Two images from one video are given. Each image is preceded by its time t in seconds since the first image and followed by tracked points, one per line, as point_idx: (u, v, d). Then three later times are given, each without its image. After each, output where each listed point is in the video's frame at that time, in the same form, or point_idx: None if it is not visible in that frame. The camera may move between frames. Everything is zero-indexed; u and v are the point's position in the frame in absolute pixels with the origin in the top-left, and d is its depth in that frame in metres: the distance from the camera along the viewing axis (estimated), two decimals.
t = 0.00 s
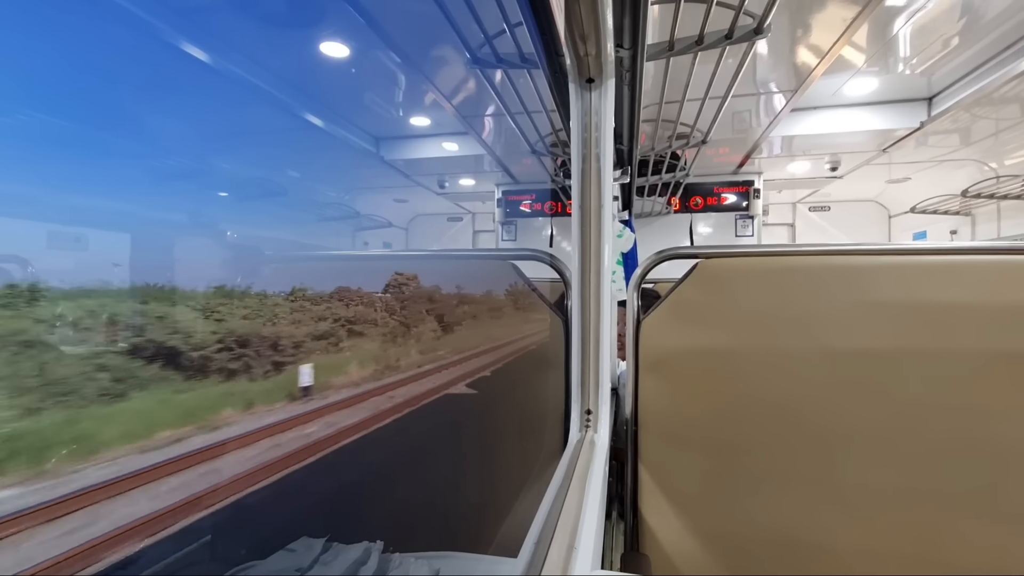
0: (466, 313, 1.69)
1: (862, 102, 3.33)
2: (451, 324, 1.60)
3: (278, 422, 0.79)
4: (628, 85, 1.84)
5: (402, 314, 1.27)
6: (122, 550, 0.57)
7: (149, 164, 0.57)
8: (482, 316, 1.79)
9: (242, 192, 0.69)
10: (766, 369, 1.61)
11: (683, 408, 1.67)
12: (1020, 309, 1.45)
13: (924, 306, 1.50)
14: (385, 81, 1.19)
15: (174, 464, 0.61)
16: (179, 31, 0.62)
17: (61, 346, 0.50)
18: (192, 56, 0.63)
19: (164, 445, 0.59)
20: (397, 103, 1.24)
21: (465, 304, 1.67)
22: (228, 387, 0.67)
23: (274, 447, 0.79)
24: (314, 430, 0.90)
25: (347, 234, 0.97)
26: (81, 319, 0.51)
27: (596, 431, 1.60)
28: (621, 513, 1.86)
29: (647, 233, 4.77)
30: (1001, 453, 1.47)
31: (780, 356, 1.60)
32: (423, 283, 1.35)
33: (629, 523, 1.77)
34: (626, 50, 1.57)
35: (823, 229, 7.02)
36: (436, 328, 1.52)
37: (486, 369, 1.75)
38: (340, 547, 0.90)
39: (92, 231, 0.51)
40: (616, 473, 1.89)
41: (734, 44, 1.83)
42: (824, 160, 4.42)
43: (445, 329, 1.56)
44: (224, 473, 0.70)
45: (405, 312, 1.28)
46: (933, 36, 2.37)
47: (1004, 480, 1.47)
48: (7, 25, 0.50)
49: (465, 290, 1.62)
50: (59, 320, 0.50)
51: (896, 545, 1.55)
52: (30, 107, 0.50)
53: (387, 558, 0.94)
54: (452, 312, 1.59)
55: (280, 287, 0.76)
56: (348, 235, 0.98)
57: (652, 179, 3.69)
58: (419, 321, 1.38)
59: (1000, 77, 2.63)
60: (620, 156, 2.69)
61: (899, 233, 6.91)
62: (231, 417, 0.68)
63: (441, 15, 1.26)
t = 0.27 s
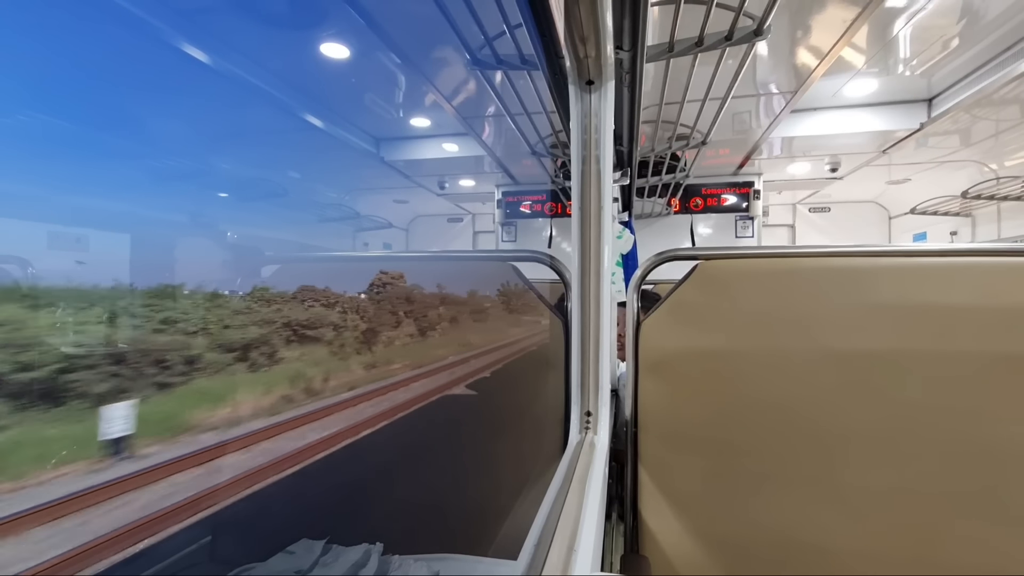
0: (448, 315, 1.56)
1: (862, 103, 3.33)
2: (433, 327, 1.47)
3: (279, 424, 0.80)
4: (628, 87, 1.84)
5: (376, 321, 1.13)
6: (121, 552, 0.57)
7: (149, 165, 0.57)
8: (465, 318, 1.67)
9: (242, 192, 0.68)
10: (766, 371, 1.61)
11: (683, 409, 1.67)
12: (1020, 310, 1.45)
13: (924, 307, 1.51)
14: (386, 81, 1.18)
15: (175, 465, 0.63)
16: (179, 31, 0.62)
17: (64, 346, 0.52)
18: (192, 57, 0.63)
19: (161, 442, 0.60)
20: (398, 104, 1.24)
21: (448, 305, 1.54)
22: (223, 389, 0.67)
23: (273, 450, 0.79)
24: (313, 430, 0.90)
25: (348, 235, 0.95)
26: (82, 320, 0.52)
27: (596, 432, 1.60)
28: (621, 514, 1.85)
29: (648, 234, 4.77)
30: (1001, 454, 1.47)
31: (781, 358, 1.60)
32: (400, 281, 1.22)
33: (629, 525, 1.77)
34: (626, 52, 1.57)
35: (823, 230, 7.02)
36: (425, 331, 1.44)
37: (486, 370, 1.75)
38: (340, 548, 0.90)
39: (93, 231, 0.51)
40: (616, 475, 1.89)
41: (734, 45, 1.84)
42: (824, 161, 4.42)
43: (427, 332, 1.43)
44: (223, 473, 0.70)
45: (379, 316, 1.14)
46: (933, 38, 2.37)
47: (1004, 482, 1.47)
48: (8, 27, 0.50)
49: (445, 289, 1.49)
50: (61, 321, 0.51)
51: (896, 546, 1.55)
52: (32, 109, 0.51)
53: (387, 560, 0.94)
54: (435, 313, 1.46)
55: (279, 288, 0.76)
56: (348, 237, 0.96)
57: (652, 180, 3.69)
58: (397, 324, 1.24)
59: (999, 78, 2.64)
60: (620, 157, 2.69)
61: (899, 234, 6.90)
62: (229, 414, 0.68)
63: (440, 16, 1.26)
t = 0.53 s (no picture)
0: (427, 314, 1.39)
1: (863, 103, 3.32)
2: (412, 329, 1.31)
3: (281, 423, 0.79)
4: (628, 87, 1.84)
5: (343, 330, 0.96)
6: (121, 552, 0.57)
7: (151, 164, 0.57)
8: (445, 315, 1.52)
9: (243, 192, 0.68)
10: (766, 371, 1.61)
11: (683, 409, 1.67)
12: (1020, 310, 1.45)
13: (924, 307, 1.50)
14: (387, 81, 1.18)
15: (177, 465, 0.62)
16: (179, 31, 0.62)
17: (63, 344, 0.49)
18: (193, 57, 0.63)
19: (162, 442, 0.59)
20: (398, 104, 1.24)
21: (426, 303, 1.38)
22: (226, 389, 0.67)
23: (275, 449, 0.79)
24: (314, 430, 0.90)
25: (348, 235, 0.95)
26: (82, 321, 0.50)
27: (597, 432, 1.60)
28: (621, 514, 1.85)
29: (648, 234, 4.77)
30: (1001, 454, 1.47)
31: (781, 358, 1.60)
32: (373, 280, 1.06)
33: (629, 525, 1.76)
34: (626, 52, 1.58)
35: (823, 230, 7.01)
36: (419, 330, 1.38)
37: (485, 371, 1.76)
38: (340, 548, 0.90)
39: (94, 231, 0.50)
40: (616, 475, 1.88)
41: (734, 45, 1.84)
42: (824, 161, 4.41)
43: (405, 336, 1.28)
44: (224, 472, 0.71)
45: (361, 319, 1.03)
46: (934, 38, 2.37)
47: (1004, 482, 1.47)
48: (9, 26, 0.50)
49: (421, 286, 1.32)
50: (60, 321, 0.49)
51: (896, 547, 1.55)
52: (34, 108, 0.50)
53: (387, 560, 0.93)
54: (413, 313, 1.30)
55: (280, 287, 0.76)
56: (348, 236, 0.96)
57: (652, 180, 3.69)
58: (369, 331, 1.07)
59: (1000, 78, 2.63)
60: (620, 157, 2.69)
61: (900, 234, 6.90)
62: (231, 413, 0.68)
63: (439, 16, 1.27)
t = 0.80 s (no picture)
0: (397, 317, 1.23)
1: (863, 104, 3.32)
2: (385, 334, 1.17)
3: (281, 423, 0.80)
4: (629, 87, 1.84)
5: (292, 343, 0.80)
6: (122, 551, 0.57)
7: (150, 164, 0.57)
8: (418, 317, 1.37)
9: (242, 192, 0.68)
10: (766, 371, 1.61)
11: (683, 409, 1.67)
12: (1020, 311, 1.44)
13: (924, 308, 1.50)
14: (387, 82, 1.18)
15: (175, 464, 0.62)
16: (179, 31, 0.62)
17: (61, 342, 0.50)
18: (192, 57, 0.63)
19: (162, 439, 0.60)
20: (398, 104, 1.23)
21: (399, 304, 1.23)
22: (225, 389, 0.67)
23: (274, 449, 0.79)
24: (313, 430, 0.90)
25: (347, 236, 0.94)
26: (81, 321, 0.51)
27: (597, 433, 1.59)
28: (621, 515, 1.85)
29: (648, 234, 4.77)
30: (1001, 455, 1.47)
31: (781, 358, 1.60)
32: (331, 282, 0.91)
33: (629, 526, 1.76)
34: (626, 52, 1.58)
35: (823, 231, 7.02)
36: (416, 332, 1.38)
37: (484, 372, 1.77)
38: (340, 549, 0.89)
39: (94, 232, 0.51)
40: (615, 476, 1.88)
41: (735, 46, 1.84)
42: (824, 162, 4.41)
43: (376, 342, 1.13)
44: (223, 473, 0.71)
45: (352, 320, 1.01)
46: (934, 38, 2.37)
47: (1004, 483, 1.47)
48: (9, 24, 0.50)
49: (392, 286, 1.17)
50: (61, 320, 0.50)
51: (897, 548, 1.54)
52: (33, 108, 0.50)
53: (387, 561, 0.93)
54: (384, 316, 1.15)
55: (279, 288, 0.76)
56: (348, 237, 0.95)
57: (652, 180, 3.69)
58: (324, 343, 0.91)
59: (1000, 79, 2.63)
60: (620, 157, 2.70)
61: (900, 235, 6.89)
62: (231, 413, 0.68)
63: (439, 16, 1.26)
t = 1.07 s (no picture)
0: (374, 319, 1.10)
1: (863, 104, 3.32)
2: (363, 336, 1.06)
3: (282, 422, 0.80)
4: (629, 88, 1.84)
5: (260, 347, 0.73)
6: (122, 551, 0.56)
7: (152, 164, 0.57)
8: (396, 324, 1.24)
9: (242, 192, 0.68)
10: (765, 371, 1.61)
11: (682, 409, 1.67)
12: (1021, 312, 1.45)
13: (924, 309, 1.50)
14: (388, 82, 1.18)
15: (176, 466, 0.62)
16: (179, 31, 0.62)
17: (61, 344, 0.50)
18: (194, 57, 0.63)
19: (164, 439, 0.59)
20: (398, 104, 1.23)
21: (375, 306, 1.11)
22: (226, 389, 0.67)
23: (275, 448, 0.79)
24: (315, 430, 0.90)
25: (348, 235, 0.94)
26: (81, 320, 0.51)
27: (596, 433, 1.60)
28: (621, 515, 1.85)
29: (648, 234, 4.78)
30: (1000, 456, 1.47)
31: (781, 358, 1.60)
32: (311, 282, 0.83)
33: (629, 525, 1.76)
34: (627, 53, 1.58)
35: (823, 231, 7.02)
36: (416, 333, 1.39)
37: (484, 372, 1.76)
38: (340, 549, 0.89)
39: (94, 232, 0.50)
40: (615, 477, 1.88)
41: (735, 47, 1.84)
42: (824, 162, 4.41)
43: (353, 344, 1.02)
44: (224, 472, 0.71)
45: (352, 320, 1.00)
46: (934, 40, 2.37)
47: (1003, 484, 1.47)
48: (9, 23, 0.50)
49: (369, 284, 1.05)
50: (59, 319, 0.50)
51: (896, 548, 1.55)
52: (34, 108, 0.50)
53: (387, 561, 0.93)
54: (373, 317, 1.09)
55: (280, 287, 0.76)
56: (348, 236, 0.95)
57: (652, 180, 3.70)
58: (282, 345, 0.78)
59: (1000, 80, 2.63)
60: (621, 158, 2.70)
61: (900, 235, 6.89)
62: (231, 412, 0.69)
63: (440, 16, 1.26)
